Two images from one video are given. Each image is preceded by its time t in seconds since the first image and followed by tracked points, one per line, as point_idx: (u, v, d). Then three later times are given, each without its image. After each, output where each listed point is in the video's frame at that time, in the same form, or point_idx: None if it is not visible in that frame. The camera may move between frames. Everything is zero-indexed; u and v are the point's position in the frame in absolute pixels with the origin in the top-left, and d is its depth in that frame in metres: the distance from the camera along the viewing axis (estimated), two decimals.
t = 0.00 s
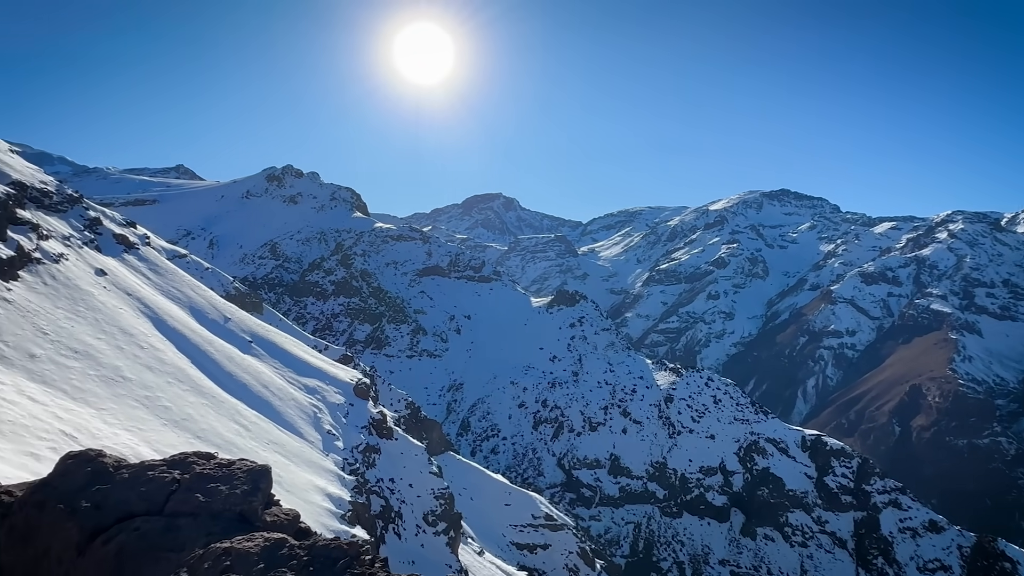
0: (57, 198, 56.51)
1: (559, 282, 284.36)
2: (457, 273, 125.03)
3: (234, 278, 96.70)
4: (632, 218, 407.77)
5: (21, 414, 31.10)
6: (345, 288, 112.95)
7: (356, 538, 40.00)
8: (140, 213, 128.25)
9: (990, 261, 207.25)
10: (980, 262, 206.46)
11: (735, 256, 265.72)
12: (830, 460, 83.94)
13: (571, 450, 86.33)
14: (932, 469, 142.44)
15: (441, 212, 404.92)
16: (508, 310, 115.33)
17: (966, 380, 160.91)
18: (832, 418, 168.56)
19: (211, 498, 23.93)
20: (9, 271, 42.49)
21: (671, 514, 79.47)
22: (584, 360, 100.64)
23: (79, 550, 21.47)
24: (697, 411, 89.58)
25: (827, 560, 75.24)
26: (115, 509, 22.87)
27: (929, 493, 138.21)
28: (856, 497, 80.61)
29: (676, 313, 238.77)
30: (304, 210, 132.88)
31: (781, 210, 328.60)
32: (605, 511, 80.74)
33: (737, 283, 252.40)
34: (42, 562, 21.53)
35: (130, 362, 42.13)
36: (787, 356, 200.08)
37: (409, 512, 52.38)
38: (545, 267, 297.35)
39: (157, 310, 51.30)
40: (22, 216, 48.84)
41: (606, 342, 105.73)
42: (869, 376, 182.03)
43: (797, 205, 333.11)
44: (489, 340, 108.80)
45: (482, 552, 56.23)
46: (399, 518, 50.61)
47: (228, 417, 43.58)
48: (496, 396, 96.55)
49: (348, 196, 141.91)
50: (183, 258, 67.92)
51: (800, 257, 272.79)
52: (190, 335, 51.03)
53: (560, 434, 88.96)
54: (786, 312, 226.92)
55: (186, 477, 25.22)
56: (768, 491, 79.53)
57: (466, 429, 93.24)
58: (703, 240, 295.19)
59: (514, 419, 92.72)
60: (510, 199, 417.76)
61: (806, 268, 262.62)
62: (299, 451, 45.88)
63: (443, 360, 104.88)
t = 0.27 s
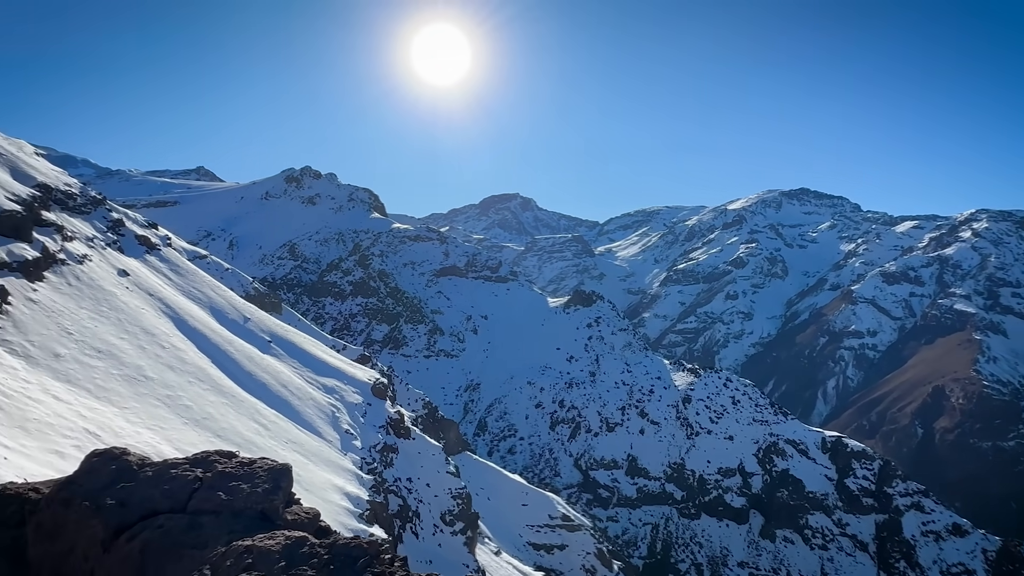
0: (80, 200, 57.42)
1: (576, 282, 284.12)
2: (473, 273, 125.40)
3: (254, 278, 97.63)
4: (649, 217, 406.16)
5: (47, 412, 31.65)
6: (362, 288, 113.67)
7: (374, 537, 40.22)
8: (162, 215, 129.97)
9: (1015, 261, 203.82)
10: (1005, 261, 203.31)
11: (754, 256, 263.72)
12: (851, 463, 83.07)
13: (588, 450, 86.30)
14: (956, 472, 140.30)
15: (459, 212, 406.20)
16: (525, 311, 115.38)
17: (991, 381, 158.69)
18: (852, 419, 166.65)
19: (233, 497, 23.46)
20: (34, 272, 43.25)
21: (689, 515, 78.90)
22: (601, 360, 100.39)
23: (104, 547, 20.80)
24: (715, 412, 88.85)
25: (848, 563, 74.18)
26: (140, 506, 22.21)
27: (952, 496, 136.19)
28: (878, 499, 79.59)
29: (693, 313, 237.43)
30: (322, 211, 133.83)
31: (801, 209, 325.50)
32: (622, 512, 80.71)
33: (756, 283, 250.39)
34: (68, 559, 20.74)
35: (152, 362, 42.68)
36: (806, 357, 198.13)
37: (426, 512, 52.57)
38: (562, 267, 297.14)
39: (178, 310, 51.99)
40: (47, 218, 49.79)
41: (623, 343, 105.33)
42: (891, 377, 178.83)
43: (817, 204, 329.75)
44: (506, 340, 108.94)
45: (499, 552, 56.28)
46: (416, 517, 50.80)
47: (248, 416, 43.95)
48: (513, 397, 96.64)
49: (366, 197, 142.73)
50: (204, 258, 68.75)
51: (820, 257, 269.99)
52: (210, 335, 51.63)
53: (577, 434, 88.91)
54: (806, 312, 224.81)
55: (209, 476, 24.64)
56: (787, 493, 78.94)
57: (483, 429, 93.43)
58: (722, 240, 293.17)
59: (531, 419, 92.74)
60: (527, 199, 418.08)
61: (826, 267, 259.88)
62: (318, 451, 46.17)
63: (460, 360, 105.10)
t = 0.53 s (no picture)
0: (103, 203, 58.27)
1: (593, 282, 283.54)
2: (490, 274, 125.77)
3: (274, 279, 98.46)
4: (667, 217, 404.00)
5: (71, 411, 32.16)
6: (380, 288, 114.30)
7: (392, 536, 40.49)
8: (183, 216, 131.57)
9: None
10: None
11: (773, 256, 261.47)
12: (872, 464, 81.90)
13: (606, 451, 86.12)
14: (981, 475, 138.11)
15: (476, 212, 406.79)
16: (542, 311, 115.38)
17: (1017, 382, 156.19)
18: (874, 421, 164.69)
19: (255, 495, 23.27)
20: (59, 273, 43.95)
21: (707, 517, 78.36)
22: (619, 361, 100.12)
23: (129, 544, 21.07)
24: (734, 413, 88.01)
25: (870, 566, 73.25)
26: (163, 504, 22.38)
27: (977, 500, 134.20)
28: (900, 502, 78.53)
29: (712, 313, 235.77)
30: (340, 212, 134.68)
31: (821, 208, 322.00)
32: (640, 513, 80.23)
33: (776, 283, 248.08)
34: (94, 556, 21.14)
35: (173, 361, 43.22)
36: (827, 357, 196.05)
37: (443, 512, 52.81)
38: (579, 267, 296.54)
39: (199, 310, 52.61)
40: (71, 220, 50.59)
41: (640, 343, 104.87)
42: (914, 379, 176.02)
43: (837, 203, 325.95)
44: (523, 340, 109.02)
45: (517, 552, 56.34)
46: (433, 517, 51.03)
47: (267, 415, 44.35)
48: (530, 397, 96.67)
49: (383, 198, 143.44)
50: (224, 259, 69.51)
51: (841, 256, 266.90)
52: (230, 335, 52.20)
53: (594, 435, 88.74)
54: (826, 312, 222.48)
55: (231, 473, 24.65)
56: (807, 496, 78.16)
57: (500, 429, 93.40)
58: (740, 239, 290.85)
59: (548, 419, 92.65)
60: (543, 199, 417.74)
61: (846, 267, 256.89)
62: (336, 450, 46.48)
63: (477, 360, 105.24)
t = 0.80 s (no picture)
0: (126, 205, 59.14)
1: (610, 282, 282.87)
2: (507, 274, 126.05)
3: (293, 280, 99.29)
4: (685, 217, 401.85)
5: (96, 410, 32.67)
6: (397, 289, 114.95)
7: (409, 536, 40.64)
8: (204, 218, 133.15)
9: None
10: None
11: (792, 255, 259.10)
12: (894, 467, 80.63)
13: (623, 452, 85.93)
14: (1006, 478, 135.65)
15: (492, 213, 407.42)
16: (558, 312, 115.35)
17: None
18: (895, 423, 162.74)
19: (276, 494, 23.04)
20: (83, 274, 44.68)
21: (726, 519, 77.88)
22: (636, 361, 99.77)
23: (153, 542, 20.87)
24: (753, 414, 87.21)
25: (891, 569, 72.25)
26: (186, 502, 22.23)
27: (1002, 503, 131.78)
28: (923, 505, 77.34)
29: (730, 314, 234.11)
30: (357, 213, 135.50)
31: (841, 207, 318.43)
32: (657, 515, 80.33)
33: (795, 283, 245.73)
34: (118, 554, 20.89)
35: (194, 361, 43.75)
36: (847, 358, 193.92)
37: (461, 512, 52.84)
38: (596, 267, 295.83)
39: (219, 310, 53.21)
40: (94, 222, 51.34)
41: (658, 343, 104.37)
42: (936, 380, 173.88)
43: (858, 202, 322.18)
44: (539, 341, 109.08)
45: (534, 553, 56.28)
46: (451, 517, 51.11)
47: (286, 415, 44.74)
48: (547, 398, 96.65)
49: (400, 199, 144.11)
50: (243, 260, 70.27)
51: (862, 256, 263.75)
52: (250, 335, 52.72)
53: (611, 436, 88.53)
54: (846, 313, 220.09)
55: (252, 472, 24.50)
56: (827, 498, 77.36)
57: (517, 430, 93.46)
58: (759, 239, 288.54)
59: (565, 420, 92.58)
60: (560, 200, 417.30)
61: (867, 267, 253.87)
62: (354, 450, 46.75)
63: (494, 360, 105.33)
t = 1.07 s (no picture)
0: (148, 207, 59.96)
1: (627, 283, 282.14)
2: (524, 275, 126.19)
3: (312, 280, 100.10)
4: (702, 216, 399.61)
5: (118, 409, 33.13)
6: (414, 289, 115.46)
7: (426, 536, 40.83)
8: (225, 219, 134.70)
9: None
10: None
11: (811, 255, 256.66)
12: (916, 469, 79.68)
13: (640, 453, 85.59)
14: None
15: (509, 213, 408.06)
16: (575, 312, 115.27)
17: None
18: (917, 425, 160.65)
19: (296, 492, 21.92)
20: (105, 275, 45.30)
21: (744, 521, 77.26)
22: (653, 362, 99.36)
23: (176, 540, 19.97)
24: (772, 415, 86.44)
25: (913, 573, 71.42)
26: (208, 500, 21.30)
27: None
28: (946, 509, 76.35)
29: (748, 314, 232.41)
30: (375, 214, 136.24)
31: (862, 207, 314.84)
32: (675, 516, 79.67)
33: (815, 283, 243.26)
34: (143, 551, 20.18)
35: (214, 361, 44.24)
36: (868, 359, 191.69)
37: (478, 512, 52.94)
38: (613, 267, 295.09)
39: (239, 311, 53.81)
40: (117, 223, 52.12)
41: (675, 344, 103.87)
42: (959, 382, 171.34)
43: (879, 201, 318.42)
44: (556, 341, 109.06)
45: (551, 554, 56.29)
46: (468, 517, 51.21)
47: (304, 415, 45.08)
48: (563, 398, 96.58)
49: (417, 200, 144.67)
50: (262, 261, 71.02)
51: (883, 255, 260.50)
52: (269, 335, 53.23)
53: (628, 436, 88.17)
54: (867, 313, 217.63)
55: (273, 471, 23.37)
56: (847, 501, 76.53)
57: (534, 430, 93.36)
58: (778, 239, 286.12)
59: (582, 420, 92.44)
60: (577, 200, 416.97)
61: (889, 266, 250.79)
62: (371, 449, 46.96)
63: (511, 360, 105.35)
